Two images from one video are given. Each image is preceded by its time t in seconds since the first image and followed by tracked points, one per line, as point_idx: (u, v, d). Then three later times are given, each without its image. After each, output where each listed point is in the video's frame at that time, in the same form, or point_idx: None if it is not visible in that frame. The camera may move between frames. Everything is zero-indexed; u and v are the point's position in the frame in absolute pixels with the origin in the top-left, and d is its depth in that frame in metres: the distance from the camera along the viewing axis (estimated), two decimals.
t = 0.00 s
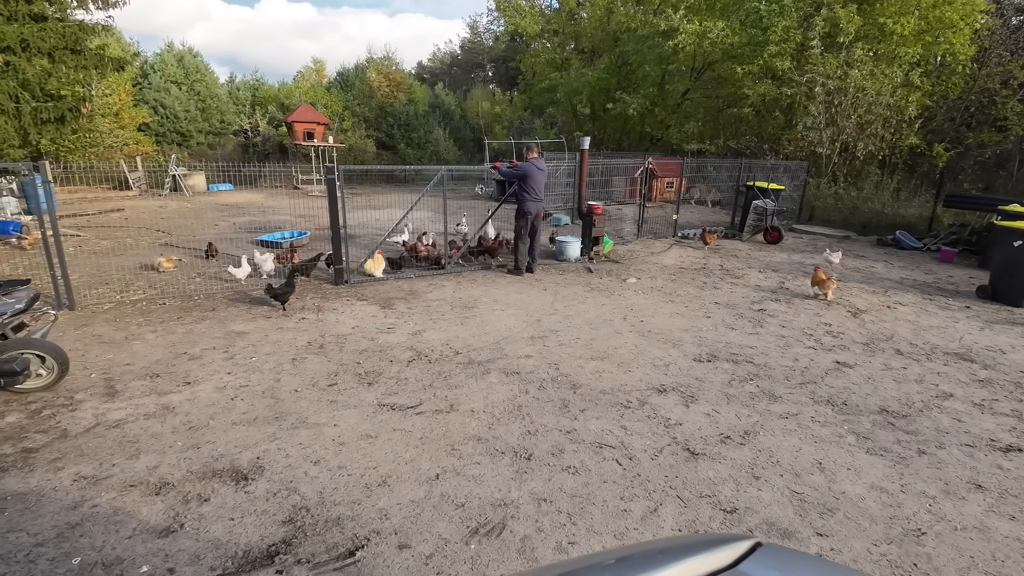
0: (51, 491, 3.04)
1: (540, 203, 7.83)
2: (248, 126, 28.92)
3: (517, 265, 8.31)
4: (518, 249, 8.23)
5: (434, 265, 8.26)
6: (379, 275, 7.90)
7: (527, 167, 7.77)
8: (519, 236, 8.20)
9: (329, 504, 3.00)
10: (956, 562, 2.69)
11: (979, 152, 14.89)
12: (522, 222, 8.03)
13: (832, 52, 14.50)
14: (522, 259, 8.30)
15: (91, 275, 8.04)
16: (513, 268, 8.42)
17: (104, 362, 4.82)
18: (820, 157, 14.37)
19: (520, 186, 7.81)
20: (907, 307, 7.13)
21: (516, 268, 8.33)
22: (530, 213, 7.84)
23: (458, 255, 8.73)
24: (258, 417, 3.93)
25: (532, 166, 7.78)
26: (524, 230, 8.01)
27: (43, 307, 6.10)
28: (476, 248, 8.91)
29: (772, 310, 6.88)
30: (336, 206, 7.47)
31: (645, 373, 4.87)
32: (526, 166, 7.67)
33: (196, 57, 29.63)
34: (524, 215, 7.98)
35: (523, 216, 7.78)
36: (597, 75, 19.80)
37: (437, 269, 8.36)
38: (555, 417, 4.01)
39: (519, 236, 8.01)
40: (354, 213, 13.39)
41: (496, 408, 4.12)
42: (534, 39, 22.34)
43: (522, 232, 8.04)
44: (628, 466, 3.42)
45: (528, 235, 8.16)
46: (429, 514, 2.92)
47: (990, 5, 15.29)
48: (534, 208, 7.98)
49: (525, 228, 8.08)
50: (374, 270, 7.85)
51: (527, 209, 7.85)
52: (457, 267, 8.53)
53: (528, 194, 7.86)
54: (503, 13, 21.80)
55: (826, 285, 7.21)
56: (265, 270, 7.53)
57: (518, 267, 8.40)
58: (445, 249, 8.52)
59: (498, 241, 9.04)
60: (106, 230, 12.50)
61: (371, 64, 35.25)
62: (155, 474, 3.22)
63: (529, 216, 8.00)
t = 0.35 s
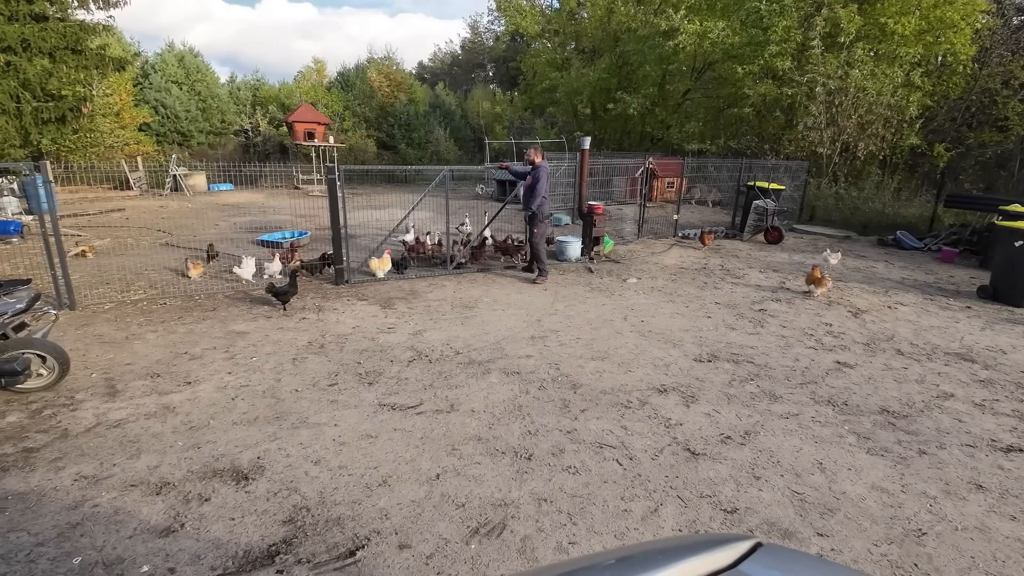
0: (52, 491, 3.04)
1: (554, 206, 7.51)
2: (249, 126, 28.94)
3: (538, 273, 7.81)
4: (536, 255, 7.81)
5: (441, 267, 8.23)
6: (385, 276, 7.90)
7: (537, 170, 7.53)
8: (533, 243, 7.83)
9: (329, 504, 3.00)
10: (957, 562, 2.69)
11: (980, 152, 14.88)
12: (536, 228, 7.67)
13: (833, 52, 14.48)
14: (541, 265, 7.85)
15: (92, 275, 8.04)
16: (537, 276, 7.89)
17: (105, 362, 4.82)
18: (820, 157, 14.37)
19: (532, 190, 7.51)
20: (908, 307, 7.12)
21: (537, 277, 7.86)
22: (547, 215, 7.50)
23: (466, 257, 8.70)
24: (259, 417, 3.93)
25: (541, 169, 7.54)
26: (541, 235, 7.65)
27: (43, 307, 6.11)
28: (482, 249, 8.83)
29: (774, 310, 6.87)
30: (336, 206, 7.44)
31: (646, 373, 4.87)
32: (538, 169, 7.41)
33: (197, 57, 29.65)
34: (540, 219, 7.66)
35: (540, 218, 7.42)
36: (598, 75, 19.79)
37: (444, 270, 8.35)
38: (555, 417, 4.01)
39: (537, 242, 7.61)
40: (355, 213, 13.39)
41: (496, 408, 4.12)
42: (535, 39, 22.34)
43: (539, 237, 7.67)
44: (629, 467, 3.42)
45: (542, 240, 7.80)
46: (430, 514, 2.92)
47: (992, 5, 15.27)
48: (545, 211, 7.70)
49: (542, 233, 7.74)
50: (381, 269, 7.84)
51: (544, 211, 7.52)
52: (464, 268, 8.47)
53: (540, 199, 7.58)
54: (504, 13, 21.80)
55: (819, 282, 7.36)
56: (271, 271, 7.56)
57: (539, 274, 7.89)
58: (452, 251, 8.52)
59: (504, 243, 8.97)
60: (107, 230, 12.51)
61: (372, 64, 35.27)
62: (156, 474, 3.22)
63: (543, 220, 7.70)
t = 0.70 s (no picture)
0: (53, 491, 3.04)
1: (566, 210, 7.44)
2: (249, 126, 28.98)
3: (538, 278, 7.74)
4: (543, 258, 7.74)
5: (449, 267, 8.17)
6: (390, 276, 7.93)
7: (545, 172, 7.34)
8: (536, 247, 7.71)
9: (329, 504, 3.00)
10: (957, 562, 2.69)
11: (981, 152, 14.81)
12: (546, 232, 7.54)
13: (833, 52, 14.47)
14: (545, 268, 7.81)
15: (93, 275, 8.04)
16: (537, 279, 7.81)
17: (105, 362, 4.82)
18: (821, 157, 14.36)
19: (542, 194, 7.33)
20: (908, 307, 7.13)
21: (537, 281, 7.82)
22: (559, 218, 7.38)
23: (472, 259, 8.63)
24: (259, 417, 3.93)
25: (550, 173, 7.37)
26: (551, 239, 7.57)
27: (44, 307, 6.10)
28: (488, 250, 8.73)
29: (774, 310, 6.87)
30: (336, 206, 7.42)
31: (646, 373, 4.87)
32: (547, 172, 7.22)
33: (198, 57, 29.65)
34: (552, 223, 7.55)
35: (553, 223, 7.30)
36: (599, 75, 19.76)
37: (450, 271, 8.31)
38: (556, 417, 4.01)
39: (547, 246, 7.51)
40: (355, 213, 13.38)
41: (497, 409, 4.12)
42: (536, 39, 22.31)
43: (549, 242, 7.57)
44: (629, 467, 3.42)
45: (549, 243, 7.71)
46: (430, 514, 2.92)
47: (992, 5, 15.27)
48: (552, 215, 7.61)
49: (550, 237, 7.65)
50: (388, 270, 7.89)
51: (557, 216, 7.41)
52: (470, 268, 8.41)
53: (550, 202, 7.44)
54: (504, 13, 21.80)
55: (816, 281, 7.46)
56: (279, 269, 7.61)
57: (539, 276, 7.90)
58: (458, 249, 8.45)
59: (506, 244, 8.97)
60: (108, 230, 12.51)
61: (373, 64, 35.30)
62: (156, 474, 3.22)
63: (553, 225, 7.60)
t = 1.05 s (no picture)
0: (53, 491, 3.04)
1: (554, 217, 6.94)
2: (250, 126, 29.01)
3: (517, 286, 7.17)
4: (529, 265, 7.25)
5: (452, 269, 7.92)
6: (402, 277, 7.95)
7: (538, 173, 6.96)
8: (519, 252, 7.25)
9: (329, 504, 3.00)
10: (958, 563, 2.68)
11: (981, 152, 14.69)
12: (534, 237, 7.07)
13: (834, 52, 14.47)
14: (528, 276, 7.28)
15: (94, 275, 8.04)
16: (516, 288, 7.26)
17: (106, 362, 4.82)
18: (822, 157, 14.36)
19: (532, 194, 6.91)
20: (909, 308, 7.12)
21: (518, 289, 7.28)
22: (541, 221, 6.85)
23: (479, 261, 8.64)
24: (260, 417, 3.94)
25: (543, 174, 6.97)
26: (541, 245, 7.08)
27: (44, 307, 6.11)
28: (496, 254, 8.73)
29: (775, 311, 6.87)
30: (336, 207, 7.41)
31: (647, 373, 4.87)
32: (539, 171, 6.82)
33: (198, 57, 29.66)
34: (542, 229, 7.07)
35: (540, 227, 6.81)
36: (599, 75, 19.72)
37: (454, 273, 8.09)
38: (556, 417, 4.02)
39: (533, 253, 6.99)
40: (356, 213, 13.39)
41: (497, 409, 4.12)
42: (536, 39, 22.29)
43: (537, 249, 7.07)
44: (629, 467, 3.42)
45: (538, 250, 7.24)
46: (431, 514, 2.92)
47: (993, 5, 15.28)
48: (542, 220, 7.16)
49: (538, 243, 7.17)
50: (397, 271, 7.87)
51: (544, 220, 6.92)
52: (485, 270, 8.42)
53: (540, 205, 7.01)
54: (505, 13, 21.79)
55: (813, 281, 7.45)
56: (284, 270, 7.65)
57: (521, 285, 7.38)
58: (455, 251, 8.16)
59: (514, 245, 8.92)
60: (108, 230, 12.51)
61: (374, 64, 35.35)
62: (157, 474, 3.23)
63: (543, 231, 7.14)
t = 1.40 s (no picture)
0: (54, 491, 3.04)
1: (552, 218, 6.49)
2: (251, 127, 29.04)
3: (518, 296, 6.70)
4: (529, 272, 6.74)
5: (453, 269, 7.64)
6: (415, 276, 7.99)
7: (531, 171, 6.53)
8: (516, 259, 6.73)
9: (330, 505, 3.00)
10: (958, 563, 2.68)
11: (982, 152, 14.61)
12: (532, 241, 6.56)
13: (834, 52, 14.47)
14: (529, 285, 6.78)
15: (95, 275, 8.05)
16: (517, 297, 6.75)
17: (106, 362, 4.82)
18: (822, 157, 14.36)
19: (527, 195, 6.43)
20: (909, 308, 7.12)
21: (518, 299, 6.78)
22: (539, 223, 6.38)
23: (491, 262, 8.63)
24: (260, 417, 3.94)
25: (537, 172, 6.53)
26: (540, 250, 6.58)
27: (45, 307, 6.11)
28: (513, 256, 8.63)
29: (775, 311, 6.87)
30: (336, 206, 7.40)
31: (647, 373, 4.87)
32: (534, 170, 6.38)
33: (199, 58, 29.68)
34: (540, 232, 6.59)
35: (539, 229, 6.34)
36: (600, 75, 19.66)
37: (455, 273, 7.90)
38: (556, 417, 4.02)
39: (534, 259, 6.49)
40: (357, 213, 13.39)
41: (497, 409, 4.12)
42: (537, 39, 22.26)
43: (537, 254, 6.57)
44: (630, 467, 3.42)
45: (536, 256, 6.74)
46: (431, 513, 2.93)
47: (994, 5, 15.28)
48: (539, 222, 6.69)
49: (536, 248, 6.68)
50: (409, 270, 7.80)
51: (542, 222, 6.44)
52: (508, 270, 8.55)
53: (536, 206, 6.54)
54: (505, 13, 21.77)
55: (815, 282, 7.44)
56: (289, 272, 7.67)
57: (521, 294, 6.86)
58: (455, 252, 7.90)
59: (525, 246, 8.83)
60: (109, 230, 12.52)
61: (375, 64, 35.38)
62: (157, 474, 3.23)
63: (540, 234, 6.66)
